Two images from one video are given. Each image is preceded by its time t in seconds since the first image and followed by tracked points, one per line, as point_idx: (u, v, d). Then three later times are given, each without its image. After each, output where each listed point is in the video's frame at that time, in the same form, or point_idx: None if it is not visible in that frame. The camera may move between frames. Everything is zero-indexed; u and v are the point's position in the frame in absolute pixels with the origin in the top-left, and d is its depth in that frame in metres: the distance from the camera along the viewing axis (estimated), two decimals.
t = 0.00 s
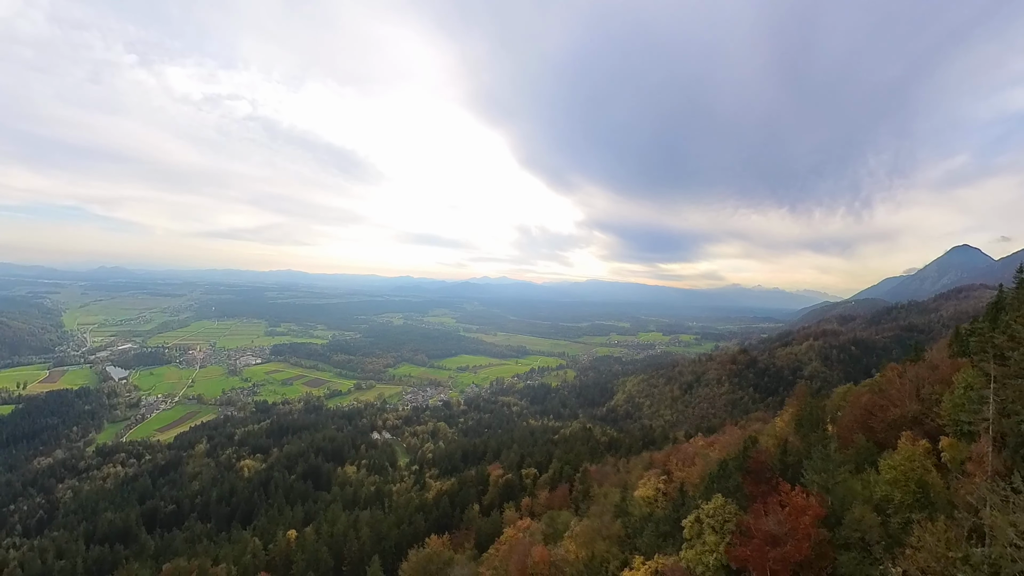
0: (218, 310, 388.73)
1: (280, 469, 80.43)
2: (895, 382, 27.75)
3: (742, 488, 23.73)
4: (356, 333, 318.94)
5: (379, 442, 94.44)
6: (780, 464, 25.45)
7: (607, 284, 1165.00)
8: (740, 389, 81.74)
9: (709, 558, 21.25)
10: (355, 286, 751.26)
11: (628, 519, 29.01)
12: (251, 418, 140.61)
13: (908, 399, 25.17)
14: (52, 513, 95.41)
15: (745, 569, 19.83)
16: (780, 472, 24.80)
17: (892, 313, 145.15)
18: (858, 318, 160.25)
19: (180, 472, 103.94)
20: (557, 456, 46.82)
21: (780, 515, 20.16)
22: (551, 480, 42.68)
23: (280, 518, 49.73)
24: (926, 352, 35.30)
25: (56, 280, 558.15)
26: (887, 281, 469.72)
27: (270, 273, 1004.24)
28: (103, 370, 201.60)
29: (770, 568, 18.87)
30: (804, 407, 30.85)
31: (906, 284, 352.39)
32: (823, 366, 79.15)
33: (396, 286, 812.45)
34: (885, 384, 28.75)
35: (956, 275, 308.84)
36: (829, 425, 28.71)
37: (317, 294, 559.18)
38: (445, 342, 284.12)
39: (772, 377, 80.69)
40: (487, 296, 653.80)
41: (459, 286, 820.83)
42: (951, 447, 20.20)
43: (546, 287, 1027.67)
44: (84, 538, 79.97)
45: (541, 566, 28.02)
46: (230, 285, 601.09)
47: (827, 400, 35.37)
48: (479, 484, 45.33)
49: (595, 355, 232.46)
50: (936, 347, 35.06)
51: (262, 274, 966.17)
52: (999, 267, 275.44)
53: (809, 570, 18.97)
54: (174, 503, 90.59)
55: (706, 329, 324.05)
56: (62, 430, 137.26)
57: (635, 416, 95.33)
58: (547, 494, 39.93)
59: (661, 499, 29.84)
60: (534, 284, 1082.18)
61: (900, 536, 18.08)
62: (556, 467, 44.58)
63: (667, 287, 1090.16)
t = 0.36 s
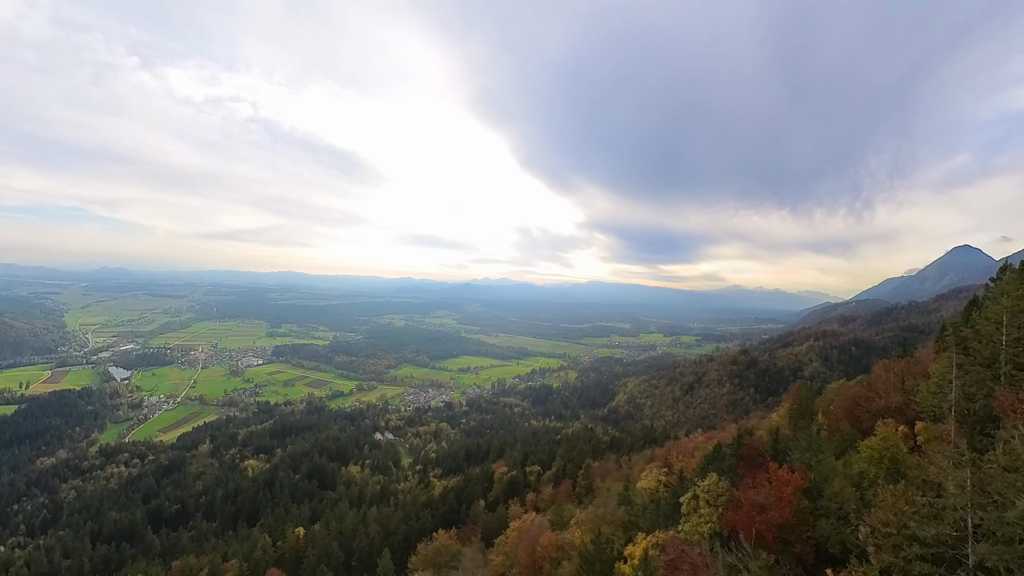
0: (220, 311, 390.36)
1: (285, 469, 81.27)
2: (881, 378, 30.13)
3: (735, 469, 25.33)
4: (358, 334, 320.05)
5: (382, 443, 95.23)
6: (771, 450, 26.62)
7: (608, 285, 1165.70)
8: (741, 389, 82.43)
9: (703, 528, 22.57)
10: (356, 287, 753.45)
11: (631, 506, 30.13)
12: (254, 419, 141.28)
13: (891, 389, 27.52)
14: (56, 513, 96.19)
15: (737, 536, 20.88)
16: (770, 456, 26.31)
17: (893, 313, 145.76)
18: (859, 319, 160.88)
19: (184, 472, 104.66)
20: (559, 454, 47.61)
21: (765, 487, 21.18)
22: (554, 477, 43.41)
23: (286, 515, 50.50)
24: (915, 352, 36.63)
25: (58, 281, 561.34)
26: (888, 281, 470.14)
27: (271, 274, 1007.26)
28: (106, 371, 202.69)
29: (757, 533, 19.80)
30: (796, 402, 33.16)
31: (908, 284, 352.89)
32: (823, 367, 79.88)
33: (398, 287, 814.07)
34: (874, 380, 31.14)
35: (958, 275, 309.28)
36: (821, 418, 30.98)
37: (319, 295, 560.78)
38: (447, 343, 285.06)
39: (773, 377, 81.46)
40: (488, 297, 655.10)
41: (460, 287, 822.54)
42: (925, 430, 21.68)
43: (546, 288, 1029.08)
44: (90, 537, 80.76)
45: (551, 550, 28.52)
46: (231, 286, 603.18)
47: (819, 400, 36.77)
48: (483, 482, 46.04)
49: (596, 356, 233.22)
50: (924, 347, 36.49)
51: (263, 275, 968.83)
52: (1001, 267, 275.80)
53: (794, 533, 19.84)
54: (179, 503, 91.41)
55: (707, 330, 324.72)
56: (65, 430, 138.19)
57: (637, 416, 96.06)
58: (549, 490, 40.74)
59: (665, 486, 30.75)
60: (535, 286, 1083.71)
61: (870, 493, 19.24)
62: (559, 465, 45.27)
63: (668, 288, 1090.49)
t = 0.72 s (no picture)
0: (221, 312, 391.61)
1: (289, 469, 82.10)
2: (870, 374, 32.01)
3: (729, 452, 27.62)
4: (359, 335, 320.88)
5: (386, 443, 96.04)
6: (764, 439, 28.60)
7: (609, 287, 1164.88)
8: (742, 389, 83.13)
9: (699, 505, 25.07)
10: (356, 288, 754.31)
11: (633, 495, 31.83)
12: (256, 419, 142.00)
13: (876, 382, 29.52)
14: (59, 512, 96.91)
15: (728, 509, 23.31)
16: (762, 441, 28.55)
17: (893, 314, 146.56)
18: (859, 320, 161.47)
19: (188, 472, 105.19)
20: (562, 453, 48.33)
21: (754, 466, 23.26)
22: (558, 473, 44.24)
23: (294, 513, 51.27)
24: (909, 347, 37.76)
25: (59, 282, 563.55)
26: (889, 282, 470.19)
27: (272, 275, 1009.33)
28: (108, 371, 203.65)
29: (745, 503, 22.01)
30: (789, 393, 35.39)
31: (908, 285, 353.12)
32: (823, 367, 80.55)
33: (399, 289, 815.33)
34: (863, 376, 33.20)
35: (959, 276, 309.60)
36: (812, 410, 33.34)
37: (320, 296, 562.17)
38: (448, 344, 285.67)
39: (773, 377, 82.29)
40: (489, 298, 656.18)
41: (460, 288, 823.41)
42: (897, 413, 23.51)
43: (547, 290, 1030.30)
44: (95, 536, 81.40)
45: (557, 537, 30.36)
46: (233, 288, 604.41)
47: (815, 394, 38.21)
48: (487, 479, 46.92)
49: (597, 358, 233.84)
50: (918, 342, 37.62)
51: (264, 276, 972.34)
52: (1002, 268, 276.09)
53: (779, 505, 21.65)
54: (184, 502, 92.18)
55: (708, 331, 325.56)
56: (68, 431, 139.01)
57: (638, 417, 96.82)
58: (553, 486, 41.63)
59: (667, 474, 32.55)
60: (535, 288, 1084.27)
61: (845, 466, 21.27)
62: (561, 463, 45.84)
63: (669, 289, 1090.45)
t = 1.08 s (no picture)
0: (222, 313, 392.37)
1: (293, 468, 83.00)
2: (859, 369, 33.88)
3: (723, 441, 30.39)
4: (360, 336, 321.48)
5: (388, 443, 96.83)
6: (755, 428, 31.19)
7: (609, 288, 1163.82)
8: (743, 390, 83.76)
9: (695, 487, 27.62)
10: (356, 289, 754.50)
11: (635, 485, 33.79)
12: (257, 420, 142.61)
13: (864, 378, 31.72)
14: (64, 512, 97.62)
15: (720, 487, 25.80)
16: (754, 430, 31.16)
17: (893, 315, 147.05)
18: (860, 320, 161.93)
19: (191, 472, 105.90)
20: (564, 451, 48.98)
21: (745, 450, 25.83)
22: (560, 469, 45.08)
23: (300, 510, 52.21)
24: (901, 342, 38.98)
25: (59, 283, 564.00)
26: (890, 283, 469.61)
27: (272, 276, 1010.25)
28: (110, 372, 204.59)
29: (736, 481, 24.61)
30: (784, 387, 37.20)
31: (909, 285, 352.94)
32: (823, 367, 81.23)
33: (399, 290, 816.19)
34: (853, 371, 35.27)
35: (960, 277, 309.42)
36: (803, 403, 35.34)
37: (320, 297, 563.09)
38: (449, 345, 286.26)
39: (772, 378, 82.99)
40: (490, 299, 656.20)
41: (460, 289, 823.85)
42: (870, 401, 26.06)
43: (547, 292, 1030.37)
44: (101, 535, 82.17)
45: (563, 524, 32.47)
46: (234, 289, 605.19)
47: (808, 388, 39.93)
48: (491, 477, 47.69)
49: (598, 358, 234.28)
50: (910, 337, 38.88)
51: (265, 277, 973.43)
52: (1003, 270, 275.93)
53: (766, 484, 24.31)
54: (189, 502, 93.01)
55: (709, 332, 325.76)
56: (70, 431, 139.87)
57: (638, 417, 97.53)
58: (557, 481, 42.65)
59: (667, 467, 34.66)
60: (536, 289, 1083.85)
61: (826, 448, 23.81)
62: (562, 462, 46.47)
63: (669, 291, 1089.72)
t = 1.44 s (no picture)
0: (224, 314, 393.34)
1: (297, 468, 83.81)
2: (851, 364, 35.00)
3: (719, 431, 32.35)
4: (361, 337, 322.22)
5: (391, 444, 97.60)
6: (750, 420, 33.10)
7: (609, 289, 1163.99)
8: (744, 390, 84.37)
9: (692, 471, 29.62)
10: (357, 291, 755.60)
11: (636, 477, 34.79)
12: (260, 420, 143.36)
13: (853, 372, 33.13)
14: (68, 511, 98.26)
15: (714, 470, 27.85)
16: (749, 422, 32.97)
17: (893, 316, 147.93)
18: (860, 321, 162.62)
19: (194, 472, 106.65)
20: (567, 450, 49.54)
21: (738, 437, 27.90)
22: (563, 466, 45.85)
23: (306, 509, 52.92)
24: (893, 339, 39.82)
25: (60, 284, 564.97)
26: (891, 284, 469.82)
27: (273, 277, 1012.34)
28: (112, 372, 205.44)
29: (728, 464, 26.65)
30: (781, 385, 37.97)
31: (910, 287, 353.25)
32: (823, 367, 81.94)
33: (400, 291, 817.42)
34: (847, 365, 36.19)
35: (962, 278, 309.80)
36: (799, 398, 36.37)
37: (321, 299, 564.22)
38: (450, 346, 287.11)
39: (773, 378, 83.70)
40: (490, 301, 656.82)
41: (461, 291, 824.65)
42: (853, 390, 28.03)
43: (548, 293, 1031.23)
44: (107, 534, 82.87)
45: (568, 513, 33.41)
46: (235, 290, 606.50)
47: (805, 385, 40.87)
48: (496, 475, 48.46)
49: (599, 360, 234.95)
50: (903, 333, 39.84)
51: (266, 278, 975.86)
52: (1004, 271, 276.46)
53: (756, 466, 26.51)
54: (193, 501, 93.68)
55: (709, 333, 326.43)
56: (73, 431, 140.61)
57: (639, 418, 98.30)
58: (560, 477, 43.46)
59: (665, 460, 35.85)
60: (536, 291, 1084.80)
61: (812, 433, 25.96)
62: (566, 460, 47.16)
63: (670, 292, 1089.53)
